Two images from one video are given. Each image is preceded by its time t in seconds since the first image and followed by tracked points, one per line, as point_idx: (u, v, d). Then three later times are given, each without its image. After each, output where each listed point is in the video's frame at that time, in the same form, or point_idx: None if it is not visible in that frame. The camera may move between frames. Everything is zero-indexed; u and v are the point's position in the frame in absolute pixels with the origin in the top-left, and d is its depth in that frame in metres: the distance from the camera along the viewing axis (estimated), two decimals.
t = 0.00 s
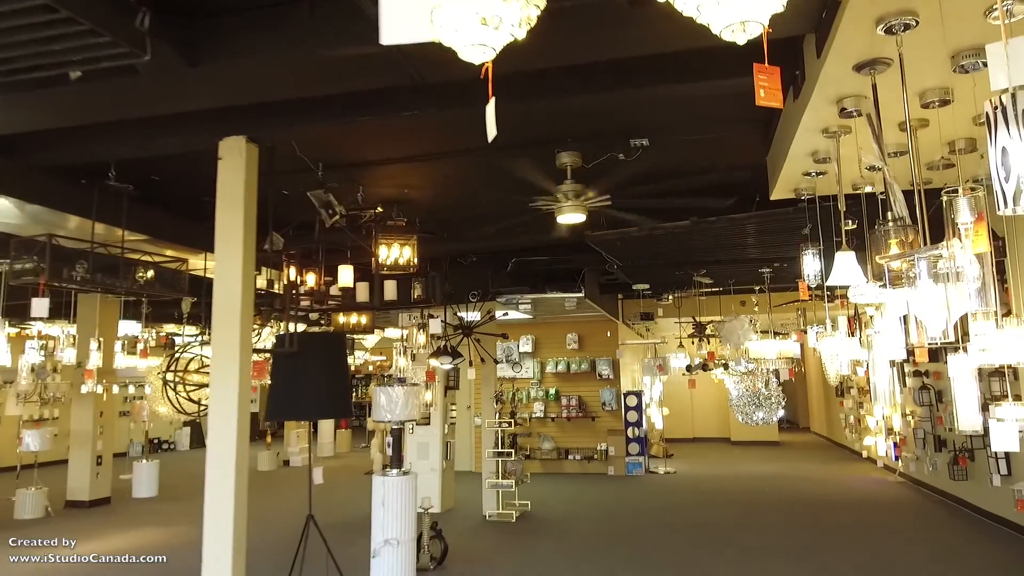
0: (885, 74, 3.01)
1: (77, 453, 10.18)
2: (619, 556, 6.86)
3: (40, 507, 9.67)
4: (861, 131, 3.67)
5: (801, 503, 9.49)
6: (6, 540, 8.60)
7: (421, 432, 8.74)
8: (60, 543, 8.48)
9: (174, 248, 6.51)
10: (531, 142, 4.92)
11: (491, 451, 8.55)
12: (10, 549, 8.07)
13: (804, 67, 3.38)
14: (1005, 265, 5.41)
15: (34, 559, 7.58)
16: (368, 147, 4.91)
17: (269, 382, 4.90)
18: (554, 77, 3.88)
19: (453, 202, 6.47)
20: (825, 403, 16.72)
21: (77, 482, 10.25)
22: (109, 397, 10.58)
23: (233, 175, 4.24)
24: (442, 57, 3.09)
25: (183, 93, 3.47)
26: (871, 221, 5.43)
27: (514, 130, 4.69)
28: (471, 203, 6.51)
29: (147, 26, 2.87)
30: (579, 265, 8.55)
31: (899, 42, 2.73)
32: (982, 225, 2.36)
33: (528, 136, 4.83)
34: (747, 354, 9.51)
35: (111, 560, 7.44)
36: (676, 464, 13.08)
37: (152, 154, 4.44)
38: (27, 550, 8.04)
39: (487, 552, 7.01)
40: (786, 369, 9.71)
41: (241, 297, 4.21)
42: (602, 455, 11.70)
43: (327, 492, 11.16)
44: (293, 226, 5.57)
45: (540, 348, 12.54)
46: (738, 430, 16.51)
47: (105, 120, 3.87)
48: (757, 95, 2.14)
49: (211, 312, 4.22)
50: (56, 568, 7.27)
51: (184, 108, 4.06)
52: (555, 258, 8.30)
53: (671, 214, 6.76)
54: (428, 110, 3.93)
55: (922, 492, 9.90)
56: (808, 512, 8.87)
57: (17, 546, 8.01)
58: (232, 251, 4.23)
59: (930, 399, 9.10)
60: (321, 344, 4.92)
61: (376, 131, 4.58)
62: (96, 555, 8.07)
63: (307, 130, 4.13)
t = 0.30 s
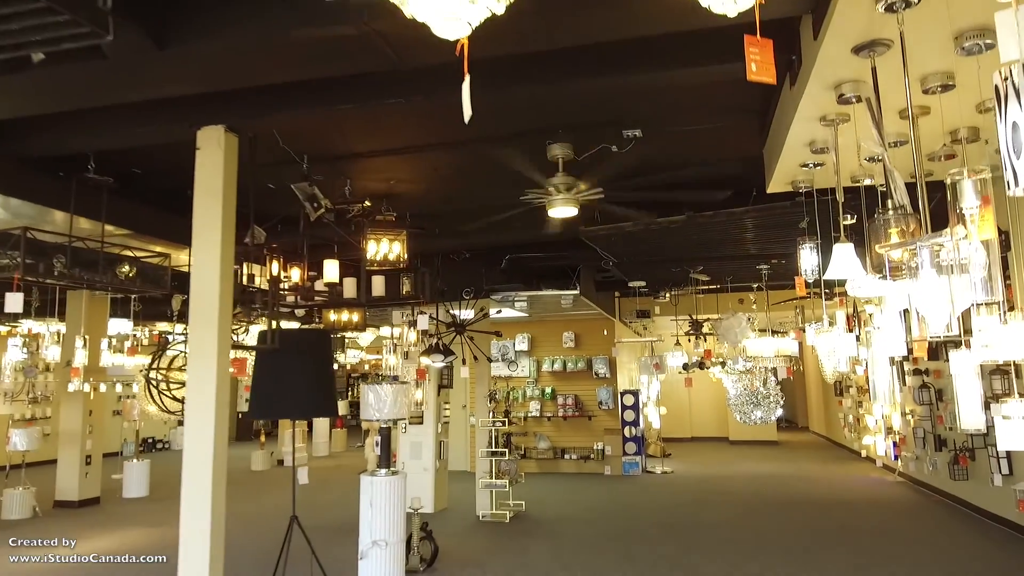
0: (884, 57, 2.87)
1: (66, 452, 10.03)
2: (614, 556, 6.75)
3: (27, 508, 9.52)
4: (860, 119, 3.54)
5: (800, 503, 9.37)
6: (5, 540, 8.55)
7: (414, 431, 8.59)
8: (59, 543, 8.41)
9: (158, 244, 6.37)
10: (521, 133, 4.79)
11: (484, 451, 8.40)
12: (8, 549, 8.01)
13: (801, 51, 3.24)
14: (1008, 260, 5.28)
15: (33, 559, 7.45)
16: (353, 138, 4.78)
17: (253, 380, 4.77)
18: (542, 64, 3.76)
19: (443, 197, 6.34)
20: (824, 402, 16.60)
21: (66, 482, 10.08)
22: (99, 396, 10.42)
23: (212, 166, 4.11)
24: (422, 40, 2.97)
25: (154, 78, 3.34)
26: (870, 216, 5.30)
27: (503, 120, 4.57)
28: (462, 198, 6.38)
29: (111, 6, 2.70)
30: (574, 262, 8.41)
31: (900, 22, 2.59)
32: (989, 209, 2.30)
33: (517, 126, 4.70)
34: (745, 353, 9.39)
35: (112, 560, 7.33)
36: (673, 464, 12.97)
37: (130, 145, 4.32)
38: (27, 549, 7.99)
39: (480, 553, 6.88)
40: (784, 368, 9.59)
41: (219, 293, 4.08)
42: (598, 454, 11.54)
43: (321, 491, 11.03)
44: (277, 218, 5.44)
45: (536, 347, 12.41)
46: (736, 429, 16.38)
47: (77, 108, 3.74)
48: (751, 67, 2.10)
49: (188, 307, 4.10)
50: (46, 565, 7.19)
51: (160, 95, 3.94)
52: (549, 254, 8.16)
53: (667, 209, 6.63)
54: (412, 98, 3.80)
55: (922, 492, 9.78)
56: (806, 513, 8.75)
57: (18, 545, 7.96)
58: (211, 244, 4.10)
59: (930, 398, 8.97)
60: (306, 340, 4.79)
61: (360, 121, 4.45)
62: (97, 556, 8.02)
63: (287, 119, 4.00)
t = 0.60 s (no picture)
0: (882, 40, 2.76)
1: (54, 453, 9.85)
2: (609, 559, 6.62)
3: (15, 510, 9.36)
4: (856, 109, 3.43)
5: (797, 505, 9.26)
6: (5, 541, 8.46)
7: (405, 432, 8.44)
8: (59, 544, 8.31)
9: (140, 241, 6.24)
10: (510, 126, 4.69)
11: (477, 452, 8.26)
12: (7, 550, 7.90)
13: (795, 37, 3.13)
14: (1008, 256, 5.17)
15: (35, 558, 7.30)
16: (338, 130, 4.67)
17: (234, 379, 4.64)
18: (527, 53, 3.65)
19: (432, 193, 6.22)
20: (821, 402, 16.51)
21: (53, 483, 9.90)
22: (87, 396, 10.24)
23: (190, 159, 3.99)
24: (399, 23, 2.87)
25: (125, 63, 3.23)
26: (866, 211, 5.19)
27: (490, 112, 4.46)
28: (452, 194, 6.27)
29: None
30: (567, 260, 8.29)
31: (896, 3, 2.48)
32: (992, 194, 2.22)
33: (506, 117, 4.59)
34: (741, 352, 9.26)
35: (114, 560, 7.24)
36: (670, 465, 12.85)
37: (107, 137, 4.22)
38: (26, 550, 7.88)
39: (471, 556, 6.75)
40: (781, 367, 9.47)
41: (196, 290, 3.97)
42: (594, 455, 11.46)
43: (313, 493, 10.89)
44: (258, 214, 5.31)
45: (532, 347, 12.27)
46: (734, 430, 16.26)
47: (49, 97, 3.64)
48: (736, 43, 2.34)
49: (165, 305, 3.99)
50: (22, 569, 7.00)
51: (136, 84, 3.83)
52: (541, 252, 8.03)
53: (661, 206, 6.51)
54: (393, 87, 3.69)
55: (921, 494, 9.67)
56: (803, 514, 8.64)
57: (17, 545, 7.90)
58: (188, 239, 3.98)
59: (928, 398, 8.86)
60: (289, 338, 4.69)
61: (344, 112, 4.33)
62: (97, 557, 7.92)
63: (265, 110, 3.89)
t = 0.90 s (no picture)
0: (872, 39, 2.68)
1: (38, 457, 9.65)
2: (598, 564, 6.54)
3: None
4: (847, 110, 3.35)
5: (789, 508, 9.21)
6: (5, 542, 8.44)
7: (394, 436, 8.31)
8: (58, 544, 8.26)
9: (121, 242, 6.13)
10: (496, 126, 4.60)
11: (467, 456, 8.10)
12: (8, 551, 7.89)
13: (784, 36, 3.05)
14: (1002, 261, 5.10)
15: (32, 559, 7.19)
16: (320, 130, 4.57)
17: (214, 385, 4.54)
18: (508, 52, 3.55)
19: (420, 194, 6.12)
20: (816, 406, 16.46)
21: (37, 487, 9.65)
22: (73, 399, 10.06)
23: (164, 160, 3.88)
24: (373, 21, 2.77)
25: (92, 61, 3.14)
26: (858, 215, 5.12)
27: (475, 111, 4.37)
28: (439, 196, 6.17)
29: None
30: (558, 262, 8.19)
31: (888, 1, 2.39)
32: (986, 199, 2.06)
33: (491, 117, 4.50)
34: (733, 355, 9.20)
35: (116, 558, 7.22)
36: (663, 468, 12.76)
37: (81, 136, 4.12)
38: (24, 550, 7.85)
39: (459, 561, 6.65)
40: (774, 370, 9.40)
41: (170, 295, 3.87)
42: (586, 458, 11.28)
43: (302, 496, 10.78)
44: (239, 215, 5.21)
45: (524, 349, 12.17)
46: (727, 433, 16.20)
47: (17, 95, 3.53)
48: (716, 39, 2.31)
49: (138, 310, 3.89)
50: (26, 567, 7.02)
51: (108, 82, 3.73)
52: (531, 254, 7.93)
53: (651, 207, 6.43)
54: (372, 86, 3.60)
55: (914, 498, 9.62)
56: (796, 519, 8.57)
57: (19, 544, 7.88)
58: (162, 242, 3.88)
59: (922, 402, 8.82)
60: (271, 342, 4.58)
61: (324, 112, 4.23)
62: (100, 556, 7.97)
63: (240, 110, 3.77)
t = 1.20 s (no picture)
0: (857, 37, 2.61)
1: (20, 460, 9.24)
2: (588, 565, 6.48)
3: None
4: (833, 110, 3.30)
5: (780, 510, 9.18)
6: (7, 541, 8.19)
7: (381, 438, 8.17)
8: (61, 543, 8.08)
9: (101, 241, 6.03)
10: (479, 125, 4.53)
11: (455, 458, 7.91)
12: (9, 551, 7.62)
13: (769, 34, 2.99)
14: (989, 262, 5.08)
15: (35, 558, 6.97)
16: (300, 129, 4.49)
17: (191, 390, 4.44)
18: (488, 50, 3.47)
19: (405, 194, 6.04)
20: (806, 407, 16.47)
21: (19, 489, 9.30)
22: (56, 400, 9.76)
23: (138, 159, 3.80)
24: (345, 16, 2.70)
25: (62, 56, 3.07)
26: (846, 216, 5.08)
27: (457, 110, 4.30)
28: (425, 196, 6.10)
29: None
30: (547, 263, 8.12)
31: None
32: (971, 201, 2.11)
33: (475, 116, 4.43)
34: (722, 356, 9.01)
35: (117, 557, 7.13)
36: (654, 469, 12.70)
37: (54, 135, 4.04)
38: (25, 550, 7.54)
39: (447, 563, 6.56)
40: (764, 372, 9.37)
41: (142, 297, 3.77)
42: (576, 459, 11.20)
43: (290, 498, 10.66)
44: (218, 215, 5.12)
45: (514, 349, 12.09)
46: (718, 433, 16.17)
47: None
48: (690, 36, 2.41)
49: (110, 313, 3.79)
50: (22, 569, 6.82)
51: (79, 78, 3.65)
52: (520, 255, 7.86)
53: (638, 208, 6.38)
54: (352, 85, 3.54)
55: (904, 500, 9.61)
56: (786, 521, 8.53)
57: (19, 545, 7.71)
58: (136, 244, 3.79)
59: (912, 404, 8.85)
60: (251, 346, 4.50)
61: (304, 110, 4.15)
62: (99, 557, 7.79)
63: (214, 108, 3.69)
